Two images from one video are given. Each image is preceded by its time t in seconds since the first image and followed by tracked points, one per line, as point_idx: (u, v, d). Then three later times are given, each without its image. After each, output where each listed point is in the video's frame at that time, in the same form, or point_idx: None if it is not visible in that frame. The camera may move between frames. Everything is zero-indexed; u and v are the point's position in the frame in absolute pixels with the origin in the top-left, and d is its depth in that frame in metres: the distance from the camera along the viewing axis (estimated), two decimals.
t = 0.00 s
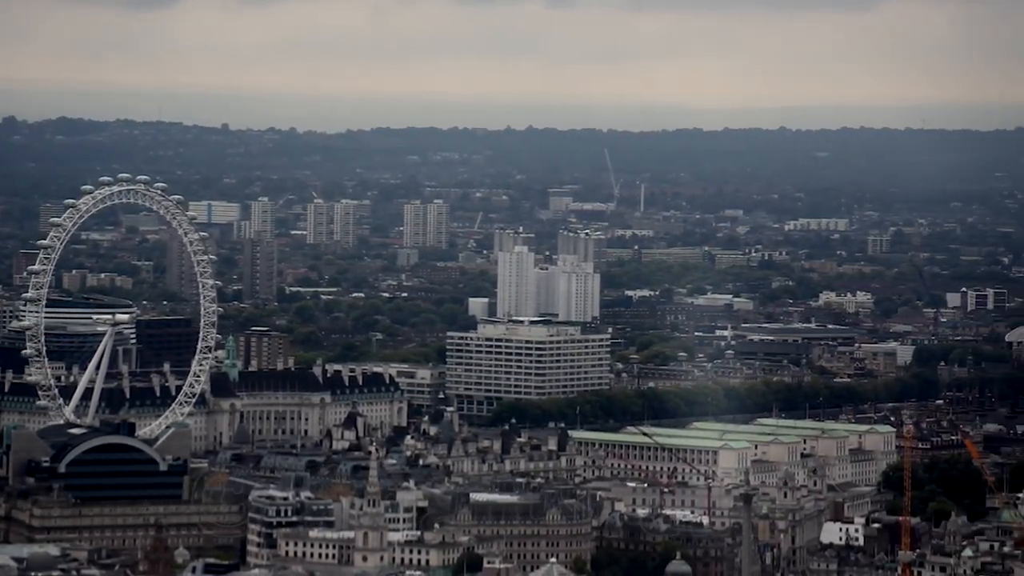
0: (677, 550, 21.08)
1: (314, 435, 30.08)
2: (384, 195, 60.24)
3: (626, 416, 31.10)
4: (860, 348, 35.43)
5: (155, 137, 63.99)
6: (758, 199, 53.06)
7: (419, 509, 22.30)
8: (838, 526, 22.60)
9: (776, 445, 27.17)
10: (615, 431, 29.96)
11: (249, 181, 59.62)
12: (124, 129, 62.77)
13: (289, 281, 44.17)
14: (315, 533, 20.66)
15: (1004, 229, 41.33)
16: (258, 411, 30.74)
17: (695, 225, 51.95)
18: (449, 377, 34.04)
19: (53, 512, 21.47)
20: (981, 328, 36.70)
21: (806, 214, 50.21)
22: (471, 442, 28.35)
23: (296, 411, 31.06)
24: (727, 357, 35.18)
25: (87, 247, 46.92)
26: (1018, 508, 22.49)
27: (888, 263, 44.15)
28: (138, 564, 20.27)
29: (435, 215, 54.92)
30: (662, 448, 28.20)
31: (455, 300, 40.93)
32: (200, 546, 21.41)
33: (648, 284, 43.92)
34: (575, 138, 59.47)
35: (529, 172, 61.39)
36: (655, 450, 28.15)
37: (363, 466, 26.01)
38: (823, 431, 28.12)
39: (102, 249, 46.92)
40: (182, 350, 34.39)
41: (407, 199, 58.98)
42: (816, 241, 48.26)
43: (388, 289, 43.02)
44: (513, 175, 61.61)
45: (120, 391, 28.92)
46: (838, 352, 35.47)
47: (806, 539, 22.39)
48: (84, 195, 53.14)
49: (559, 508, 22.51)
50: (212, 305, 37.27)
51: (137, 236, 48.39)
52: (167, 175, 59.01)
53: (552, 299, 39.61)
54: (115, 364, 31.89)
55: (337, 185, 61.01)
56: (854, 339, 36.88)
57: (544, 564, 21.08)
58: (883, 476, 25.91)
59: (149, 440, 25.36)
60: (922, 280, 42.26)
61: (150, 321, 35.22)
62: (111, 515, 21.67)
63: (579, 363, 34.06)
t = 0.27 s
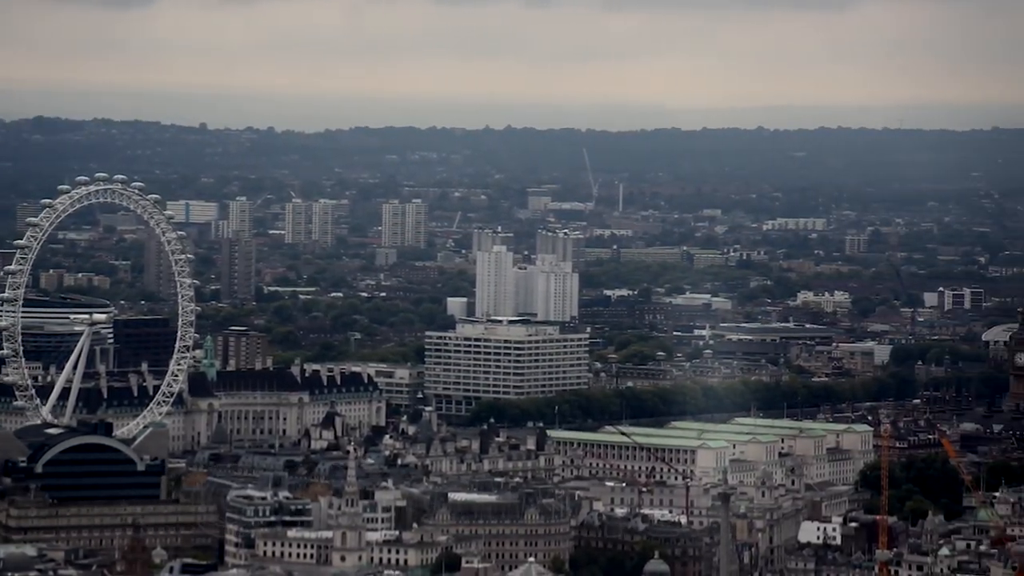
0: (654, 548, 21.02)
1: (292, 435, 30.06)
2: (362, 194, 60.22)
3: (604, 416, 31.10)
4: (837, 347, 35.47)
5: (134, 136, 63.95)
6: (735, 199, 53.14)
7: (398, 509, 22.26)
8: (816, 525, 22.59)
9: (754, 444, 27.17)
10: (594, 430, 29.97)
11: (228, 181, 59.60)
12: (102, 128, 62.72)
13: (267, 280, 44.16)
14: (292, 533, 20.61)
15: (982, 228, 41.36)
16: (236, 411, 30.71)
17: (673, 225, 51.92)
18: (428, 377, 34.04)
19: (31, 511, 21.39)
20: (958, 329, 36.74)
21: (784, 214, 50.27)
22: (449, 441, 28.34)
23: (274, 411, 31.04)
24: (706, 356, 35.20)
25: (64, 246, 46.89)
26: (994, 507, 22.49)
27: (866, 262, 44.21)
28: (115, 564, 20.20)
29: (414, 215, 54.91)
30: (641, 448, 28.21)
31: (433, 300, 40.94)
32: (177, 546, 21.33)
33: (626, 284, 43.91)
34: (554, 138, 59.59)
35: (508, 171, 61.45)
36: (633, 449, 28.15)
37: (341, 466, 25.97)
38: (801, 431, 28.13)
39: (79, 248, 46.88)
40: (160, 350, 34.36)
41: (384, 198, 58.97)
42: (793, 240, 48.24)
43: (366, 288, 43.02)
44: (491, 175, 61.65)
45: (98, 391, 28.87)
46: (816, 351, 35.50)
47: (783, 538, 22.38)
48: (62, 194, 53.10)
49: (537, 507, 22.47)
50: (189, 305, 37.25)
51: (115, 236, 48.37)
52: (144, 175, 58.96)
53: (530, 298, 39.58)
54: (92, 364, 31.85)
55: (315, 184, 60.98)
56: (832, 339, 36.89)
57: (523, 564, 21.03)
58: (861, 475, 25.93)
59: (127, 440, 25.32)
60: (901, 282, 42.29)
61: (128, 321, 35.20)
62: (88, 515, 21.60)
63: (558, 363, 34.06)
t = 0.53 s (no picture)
0: (634, 548, 20.97)
1: (270, 435, 30.02)
2: (341, 193, 60.16)
3: (583, 415, 31.08)
4: (815, 346, 35.46)
5: (111, 135, 63.86)
6: (713, 198, 53.12)
7: (376, 508, 22.22)
8: (793, 525, 22.56)
9: (732, 443, 27.15)
10: (571, 429, 29.94)
11: (205, 181, 59.55)
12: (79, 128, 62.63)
13: (245, 280, 44.12)
14: (271, 533, 20.56)
15: (960, 228, 41.38)
16: (214, 411, 30.66)
17: (651, 224, 51.92)
18: (406, 376, 34.00)
19: (8, 512, 21.32)
20: (936, 329, 36.74)
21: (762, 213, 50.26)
22: (428, 441, 28.30)
23: (252, 411, 30.99)
24: (684, 355, 35.19)
25: (42, 246, 46.83)
26: (970, 506, 22.47)
27: (844, 262, 44.22)
28: (93, 565, 20.15)
29: (392, 215, 54.87)
30: (619, 447, 28.19)
31: (411, 299, 40.91)
32: (155, 546, 21.26)
33: (605, 284, 43.86)
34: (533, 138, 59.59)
35: (486, 171, 61.43)
36: (612, 448, 28.13)
37: (319, 465, 25.93)
38: (779, 430, 28.12)
39: (57, 248, 46.82)
40: (138, 349, 34.32)
41: (361, 198, 58.91)
42: (771, 238, 48.24)
43: (345, 288, 42.98)
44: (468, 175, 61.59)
45: (75, 391, 28.83)
46: (794, 350, 35.50)
47: (761, 537, 22.38)
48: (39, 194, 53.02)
49: (515, 507, 22.43)
50: (167, 305, 37.19)
51: (93, 236, 48.31)
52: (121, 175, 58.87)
53: (509, 298, 39.56)
54: (70, 364, 31.80)
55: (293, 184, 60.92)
56: (811, 339, 36.89)
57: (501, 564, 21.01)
58: (839, 475, 25.92)
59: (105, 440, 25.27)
60: (878, 282, 42.27)
61: (106, 321, 35.14)
62: (64, 515, 21.53)
63: (537, 362, 34.04)
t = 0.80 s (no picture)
0: (612, 548, 20.94)
1: (249, 435, 29.97)
2: (320, 192, 60.09)
3: (562, 414, 31.06)
4: (793, 345, 35.46)
5: (89, 133, 63.78)
6: (693, 199, 53.15)
7: (354, 508, 22.19)
8: (772, 523, 22.55)
9: (711, 443, 27.15)
10: (550, 429, 29.92)
11: (184, 180, 59.47)
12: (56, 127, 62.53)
13: (223, 279, 44.06)
14: (250, 533, 20.53)
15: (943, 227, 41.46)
16: (192, 411, 30.61)
17: (631, 224, 51.92)
18: (385, 376, 33.98)
19: None
20: (914, 329, 36.76)
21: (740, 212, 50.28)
22: (406, 441, 28.27)
23: (230, 411, 30.94)
24: (663, 354, 35.18)
25: (20, 246, 46.76)
26: (948, 505, 22.48)
27: (822, 261, 44.24)
28: (70, 565, 20.10)
29: (371, 214, 54.81)
30: (598, 447, 28.16)
31: (389, 299, 40.89)
32: (132, 547, 21.21)
33: (584, 284, 43.82)
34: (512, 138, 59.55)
35: (465, 171, 61.38)
36: (591, 447, 28.12)
37: (297, 466, 25.89)
38: (758, 429, 28.11)
39: (35, 247, 46.74)
40: (116, 349, 34.25)
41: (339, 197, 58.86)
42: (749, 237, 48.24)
43: (323, 287, 42.94)
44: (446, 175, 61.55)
45: (53, 391, 28.76)
46: (773, 349, 35.50)
47: (739, 537, 22.36)
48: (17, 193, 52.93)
49: (494, 507, 22.41)
50: (145, 305, 37.13)
51: (71, 235, 48.23)
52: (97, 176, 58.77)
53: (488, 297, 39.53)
54: (48, 364, 31.73)
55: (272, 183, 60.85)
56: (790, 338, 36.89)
57: (479, 564, 20.96)
58: (817, 474, 25.92)
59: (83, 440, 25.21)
60: (856, 281, 42.28)
61: (84, 321, 35.07)
62: (41, 515, 21.48)
63: (515, 362, 34.02)
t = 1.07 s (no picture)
0: (590, 548, 20.91)
1: (227, 435, 29.92)
2: (298, 191, 60.02)
3: (540, 414, 31.03)
4: (771, 345, 35.44)
5: (66, 133, 63.68)
6: (672, 198, 53.15)
7: (332, 508, 22.15)
8: (750, 523, 22.52)
9: (689, 443, 27.12)
10: (528, 429, 29.88)
11: (163, 179, 59.38)
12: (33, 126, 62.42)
13: (201, 278, 44.00)
14: (227, 533, 20.48)
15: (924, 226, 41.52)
16: (170, 411, 30.55)
17: (609, 224, 51.89)
18: (364, 375, 33.94)
19: None
20: (892, 329, 36.76)
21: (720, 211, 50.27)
22: (385, 441, 28.22)
23: (208, 410, 30.88)
24: (641, 354, 35.16)
25: None
26: (926, 504, 22.46)
27: (801, 260, 44.24)
28: (46, 565, 20.05)
29: (349, 213, 54.74)
30: (577, 446, 28.12)
31: (367, 299, 40.84)
32: (109, 546, 21.17)
33: (562, 284, 43.79)
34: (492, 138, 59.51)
35: (444, 171, 61.30)
36: (569, 447, 28.08)
37: (275, 466, 25.83)
38: (736, 428, 28.09)
39: (12, 247, 46.65)
40: (93, 349, 34.17)
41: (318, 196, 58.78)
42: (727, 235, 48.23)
43: (301, 287, 42.88)
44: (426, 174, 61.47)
45: (30, 391, 28.69)
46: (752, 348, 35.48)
47: (717, 536, 22.32)
48: None
49: (473, 507, 22.38)
50: (122, 306, 37.05)
51: (48, 235, 48.14)
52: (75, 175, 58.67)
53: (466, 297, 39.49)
54: (25, 364, 31.66)
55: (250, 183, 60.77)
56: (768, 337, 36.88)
57: (457, 563, 20.93)
58: (796, 473, 25.91)
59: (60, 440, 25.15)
60: (833, 280, 42.26)
61: (61, 321, 34.99)
62: (18, 515, 21.42)
63: (494, 361, 33.99)
